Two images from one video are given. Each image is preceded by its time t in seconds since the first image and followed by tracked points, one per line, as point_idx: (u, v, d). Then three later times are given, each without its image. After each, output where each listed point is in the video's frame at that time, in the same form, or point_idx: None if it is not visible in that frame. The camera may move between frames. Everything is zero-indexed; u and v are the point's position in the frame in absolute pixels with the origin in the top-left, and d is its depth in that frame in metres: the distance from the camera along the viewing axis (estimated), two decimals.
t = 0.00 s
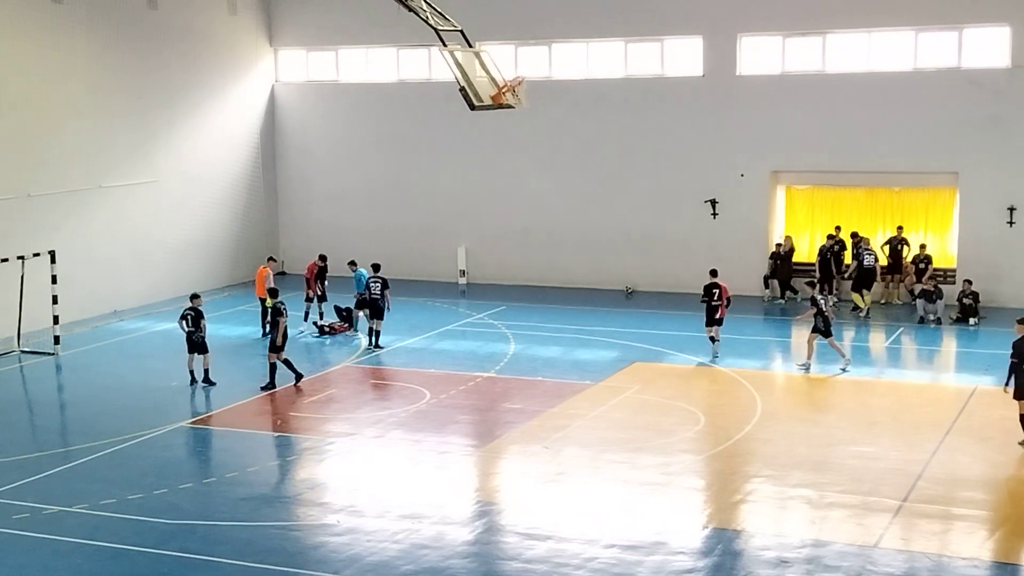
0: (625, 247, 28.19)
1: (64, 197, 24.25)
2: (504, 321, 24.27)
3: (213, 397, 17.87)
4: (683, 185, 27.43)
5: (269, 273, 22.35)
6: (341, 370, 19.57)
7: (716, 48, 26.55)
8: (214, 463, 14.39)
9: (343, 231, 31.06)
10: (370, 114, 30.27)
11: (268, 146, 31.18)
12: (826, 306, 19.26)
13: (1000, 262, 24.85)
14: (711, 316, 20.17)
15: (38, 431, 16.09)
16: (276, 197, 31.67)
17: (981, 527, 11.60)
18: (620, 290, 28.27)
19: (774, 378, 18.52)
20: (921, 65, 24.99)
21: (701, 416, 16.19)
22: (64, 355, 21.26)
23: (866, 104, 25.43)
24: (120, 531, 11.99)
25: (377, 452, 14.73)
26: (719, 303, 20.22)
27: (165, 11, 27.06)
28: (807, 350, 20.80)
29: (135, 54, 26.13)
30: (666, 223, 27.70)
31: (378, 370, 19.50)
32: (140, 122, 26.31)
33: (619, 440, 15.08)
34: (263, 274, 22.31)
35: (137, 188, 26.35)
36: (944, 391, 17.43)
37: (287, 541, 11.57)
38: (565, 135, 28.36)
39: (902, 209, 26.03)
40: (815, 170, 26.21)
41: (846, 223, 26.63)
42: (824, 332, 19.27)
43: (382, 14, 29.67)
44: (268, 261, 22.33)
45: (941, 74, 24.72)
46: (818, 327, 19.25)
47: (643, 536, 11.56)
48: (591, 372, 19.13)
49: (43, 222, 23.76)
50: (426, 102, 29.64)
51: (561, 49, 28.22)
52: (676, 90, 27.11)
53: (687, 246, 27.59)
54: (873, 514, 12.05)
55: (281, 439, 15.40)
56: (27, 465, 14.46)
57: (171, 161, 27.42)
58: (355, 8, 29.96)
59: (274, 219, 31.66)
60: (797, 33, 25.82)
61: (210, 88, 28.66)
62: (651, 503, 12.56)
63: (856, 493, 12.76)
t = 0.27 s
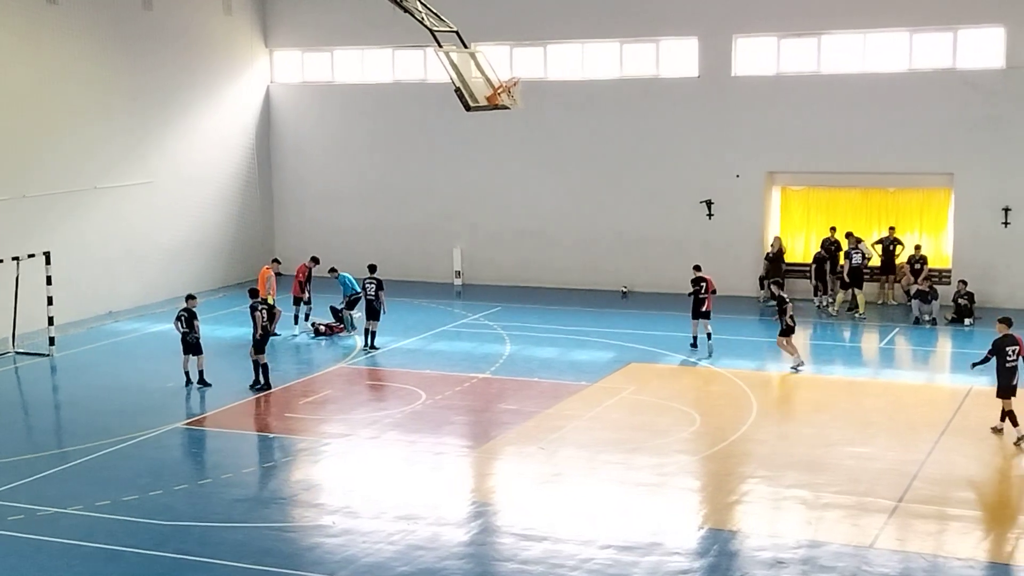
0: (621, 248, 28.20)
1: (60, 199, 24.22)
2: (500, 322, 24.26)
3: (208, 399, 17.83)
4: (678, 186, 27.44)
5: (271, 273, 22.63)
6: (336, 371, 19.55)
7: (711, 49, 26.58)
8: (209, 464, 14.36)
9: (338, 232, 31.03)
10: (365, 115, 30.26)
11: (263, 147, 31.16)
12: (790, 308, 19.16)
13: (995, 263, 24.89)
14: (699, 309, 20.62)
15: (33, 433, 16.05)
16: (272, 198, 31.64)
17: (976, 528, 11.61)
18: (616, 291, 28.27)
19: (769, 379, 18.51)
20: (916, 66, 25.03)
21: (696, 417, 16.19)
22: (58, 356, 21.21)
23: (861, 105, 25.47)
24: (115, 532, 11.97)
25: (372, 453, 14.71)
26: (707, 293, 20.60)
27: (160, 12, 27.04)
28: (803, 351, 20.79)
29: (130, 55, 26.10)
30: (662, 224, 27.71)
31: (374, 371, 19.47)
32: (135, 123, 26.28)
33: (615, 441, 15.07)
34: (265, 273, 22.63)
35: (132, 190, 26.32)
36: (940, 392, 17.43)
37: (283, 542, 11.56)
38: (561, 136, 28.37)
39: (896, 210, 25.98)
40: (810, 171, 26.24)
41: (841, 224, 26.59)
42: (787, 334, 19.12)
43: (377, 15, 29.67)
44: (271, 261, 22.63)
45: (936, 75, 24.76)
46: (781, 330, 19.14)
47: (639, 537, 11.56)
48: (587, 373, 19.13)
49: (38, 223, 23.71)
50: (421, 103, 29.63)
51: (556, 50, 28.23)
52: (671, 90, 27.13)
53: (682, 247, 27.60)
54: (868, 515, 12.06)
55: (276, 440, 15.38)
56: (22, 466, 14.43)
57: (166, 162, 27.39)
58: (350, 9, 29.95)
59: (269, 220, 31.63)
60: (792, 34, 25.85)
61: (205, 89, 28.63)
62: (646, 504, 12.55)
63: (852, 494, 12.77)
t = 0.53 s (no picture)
0: (617, 248, 28.20)
1: (56, 200, 24.19)
2: (497, 323, 24.26)
3: (204, 400, 17.81)
4: (675, 187, 27.46)
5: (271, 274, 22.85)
6: (332, 373, 19.53)
7: (707, 50, 26.59)
8: (206, 465, 14.34)
9: (334, 233, 31.02)
10: (362, 115, 30.25)
11: (260, 148, 31.14)
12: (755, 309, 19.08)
13: (992, 263, 24.92)
14: (688, 307, 20.86)
15: (29, 434, 16.03)
16: (269, 199, 31.62)
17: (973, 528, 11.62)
18: (613, 291, 28.27)
19: (766, 380, 18.50)
20: (913, 67, 25.05)
21: (693, 418, 16.18)
22: (55, 357, 21.18)
23: (857, 105, 25.49)
24: (112, 533, 11.95)
25: (369, 454, 14.70)
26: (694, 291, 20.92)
27: (157, 13, 27.01)
28: (798, 352, 20.80)
29: (126, 56, 26.08)
30: (658, 224, 27.72)
31: (371, 372, 19.46)
32: (131, 124, 26.25)
33: (611, 442, 15.07)
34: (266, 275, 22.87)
35: (128, 191, 26.30)
36: (936, 393, 17.44)
37: (280, 543, 11.55)
38: (558, 137, 28.37)
39: (893, 211, 26.04)
40: (807, 172, 26.25)
41: (838, 225, 26.62)
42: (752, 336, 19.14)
43: (374, 15, 29.66)
44: (272, 262, 22.87)
45: (932, 76, 24.78)
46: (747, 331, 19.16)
47: (636, 537, 11.56)
48: (584, 374, 19.13)
49: (34, 224, 23.67)
50: (418, 104, 29.63)
51: (553, 50, 28.22)
52: (668, 92, 27.14)
53: (679, 248, 27.61)
54: (865, 515, 12.07)
55: (272, 441, 15.36)
56: (18, 468, 14.41)
57: (163, 163, 27.36)
58: (347, 9, 29.94)
59: (266, 221, 31.61)
60: (788, 35, 25.88)
61: (202, 90, 28.60)
62: (642, 505, 12.55)
63: (848, 494, 12.78)
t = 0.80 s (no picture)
0: (614, 249, 28.21)
1: (53, 201, 24.18)
2: (494, 324, 24.26)
3: (200, 401, 17.77)
4: (672, 188, 27.47)
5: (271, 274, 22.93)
6: (330, 373, 19.53)
7: (704, 51, 26.61)
8: (203, 466, 14.33)
9: (332, 234, 31.01)
10: (359, 116, 30.24)
11: (257, 149, 31.13)
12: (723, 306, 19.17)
13: (988, 264, 24.94)
14: (678, 307, 21.65)
15: (26, 435, 16.01)
16: (266, 200, 31.61)
17: (970, 529, 11.62)
18: (610, 292, 28.29)
19: (763, 380, 18.51)
20: (909, 67, 25.07)
21: (690, 419, 16.18)
22: (52, 358, 21.15)
23: (854, 106, 25.51)
24: (109, 534, 11.94)
25: (366, 455, 14.69)
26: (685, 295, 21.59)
27: (154, 14, 26.99)
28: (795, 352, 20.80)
29: (124, 57, 26.07)
30: (656, 225, 27.73)
31: (368, 373, 19.45)
32: (128, 125, 26.23)
33: (608, 443, 15.07)
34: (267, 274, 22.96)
35: (125, 192, 26.28)
36: (933, 393, 17.44)
37: (277, 544, 11.55)
38: (555, 138, 28.38)
39: (890, 212, 26.05)
40: (804, 172, 26.28)
41: (835, 226, 26.63)
42: (721, 333, 19.17)
43: (371, 16, 29.66)
44: (274, 262, 22.93)
45: (929, 77, 24.80)
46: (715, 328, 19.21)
47: (633, 538, 11.56)
48: (581, 375, 19.13)
49: (31, 225, 23.65)
50: (415, 105, 29.63)
51: (550, 51, 28.22)
52: (665, 93, 27.16)
53: (676, 249, 27.62)
54: (862, 516, 12.08)
55: (269, 442, 15.35)
56: (15, 469, 14.39)
57: (160, 164, 27.34)
58: (344, 10, 29.94)
59: (263, 222, 31.59)
60: (785, 35, 25.89)
61: (199, 91, 28.59)
62: (639, 506, 12.55)
63: (845, 495, 12.78)
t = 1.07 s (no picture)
0: (612, 250, 28.22)
1: (51, 201, 24.16)
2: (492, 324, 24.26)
3: (198, 403, 17.74)
4: (669, 189, 27.48)
5: (271, 274, 23.05)
6: (327, 374, 19.52)
7: (702, 52, 26.62)
8: (201, 467, 14.32)
9: (329, 234, 31.00)
10: (357, 117, 30.24)
11: (254, 150, 31.12)
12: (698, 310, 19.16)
13: (986, 264, 24.96)
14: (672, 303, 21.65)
15: (23, 436, 15.98)
16: (263, 201, 31.59)
17: (968, 529, 11.63)
18: (607, 293, 28.29)
19: (761, 381, 18.54)
20: (907, 68, 25.10)
21: (687, 419, 16.19)
22: (49, 360, 21.12)
23: (851, 107, 25.53)
24: (107, 535, 11.93)
25: (364, 456, 14.68)
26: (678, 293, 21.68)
27: (151, 14, 26.97)
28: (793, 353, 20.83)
29: (122, 57, 26.06)
30: (653, 226, 27.74)
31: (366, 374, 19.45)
32: (125, 126, 26.21)
33: (606, 443, 15.08)
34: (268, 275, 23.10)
35: (123, 192, 26.27)
36: (930, 394, 17.46)
37: (275, 545, 11.53)
38: (552, 138, 28.38)
39: (887, 212, 26.08)
40: (802, 173, 26.30)
41: (832, 226, 26.66)
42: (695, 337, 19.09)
43: (368, 17, 29.66)
44: (274, 261, 23.07)
45: (926, 77, 24.82)
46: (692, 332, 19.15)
47: (632, 539, 11.56)
48: (578, 375, 19.13)
49: (28, 226, 23.62)
50: (413, 105, 29.62)
51: (547, 52, 28.23)
52: (662, 93, 27.17)
53: (674, 249, 27.62)
54: (860, 516, 12.09)
55: (267, 443, 15.34)
56: (12, 470, 14.35)
57: (157, 164, 27.33)
58: (341, 11, 29.93)
59: (261, 223, 31.57)
60: (782, 36, 25.91)
61: (196, 91, 28.58)
62: (638, 507, 12.54)
63: (843, 495, 12.79)
